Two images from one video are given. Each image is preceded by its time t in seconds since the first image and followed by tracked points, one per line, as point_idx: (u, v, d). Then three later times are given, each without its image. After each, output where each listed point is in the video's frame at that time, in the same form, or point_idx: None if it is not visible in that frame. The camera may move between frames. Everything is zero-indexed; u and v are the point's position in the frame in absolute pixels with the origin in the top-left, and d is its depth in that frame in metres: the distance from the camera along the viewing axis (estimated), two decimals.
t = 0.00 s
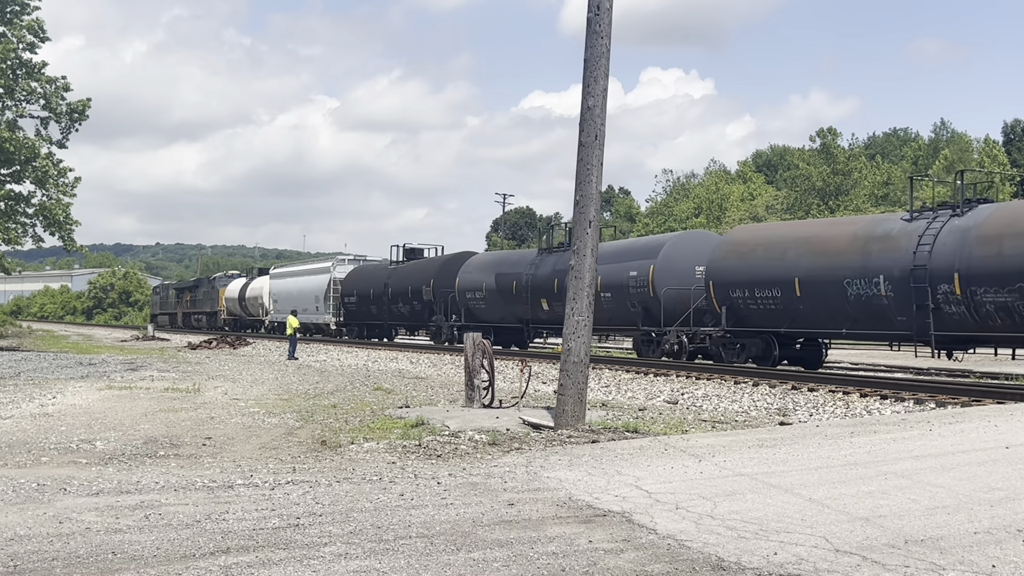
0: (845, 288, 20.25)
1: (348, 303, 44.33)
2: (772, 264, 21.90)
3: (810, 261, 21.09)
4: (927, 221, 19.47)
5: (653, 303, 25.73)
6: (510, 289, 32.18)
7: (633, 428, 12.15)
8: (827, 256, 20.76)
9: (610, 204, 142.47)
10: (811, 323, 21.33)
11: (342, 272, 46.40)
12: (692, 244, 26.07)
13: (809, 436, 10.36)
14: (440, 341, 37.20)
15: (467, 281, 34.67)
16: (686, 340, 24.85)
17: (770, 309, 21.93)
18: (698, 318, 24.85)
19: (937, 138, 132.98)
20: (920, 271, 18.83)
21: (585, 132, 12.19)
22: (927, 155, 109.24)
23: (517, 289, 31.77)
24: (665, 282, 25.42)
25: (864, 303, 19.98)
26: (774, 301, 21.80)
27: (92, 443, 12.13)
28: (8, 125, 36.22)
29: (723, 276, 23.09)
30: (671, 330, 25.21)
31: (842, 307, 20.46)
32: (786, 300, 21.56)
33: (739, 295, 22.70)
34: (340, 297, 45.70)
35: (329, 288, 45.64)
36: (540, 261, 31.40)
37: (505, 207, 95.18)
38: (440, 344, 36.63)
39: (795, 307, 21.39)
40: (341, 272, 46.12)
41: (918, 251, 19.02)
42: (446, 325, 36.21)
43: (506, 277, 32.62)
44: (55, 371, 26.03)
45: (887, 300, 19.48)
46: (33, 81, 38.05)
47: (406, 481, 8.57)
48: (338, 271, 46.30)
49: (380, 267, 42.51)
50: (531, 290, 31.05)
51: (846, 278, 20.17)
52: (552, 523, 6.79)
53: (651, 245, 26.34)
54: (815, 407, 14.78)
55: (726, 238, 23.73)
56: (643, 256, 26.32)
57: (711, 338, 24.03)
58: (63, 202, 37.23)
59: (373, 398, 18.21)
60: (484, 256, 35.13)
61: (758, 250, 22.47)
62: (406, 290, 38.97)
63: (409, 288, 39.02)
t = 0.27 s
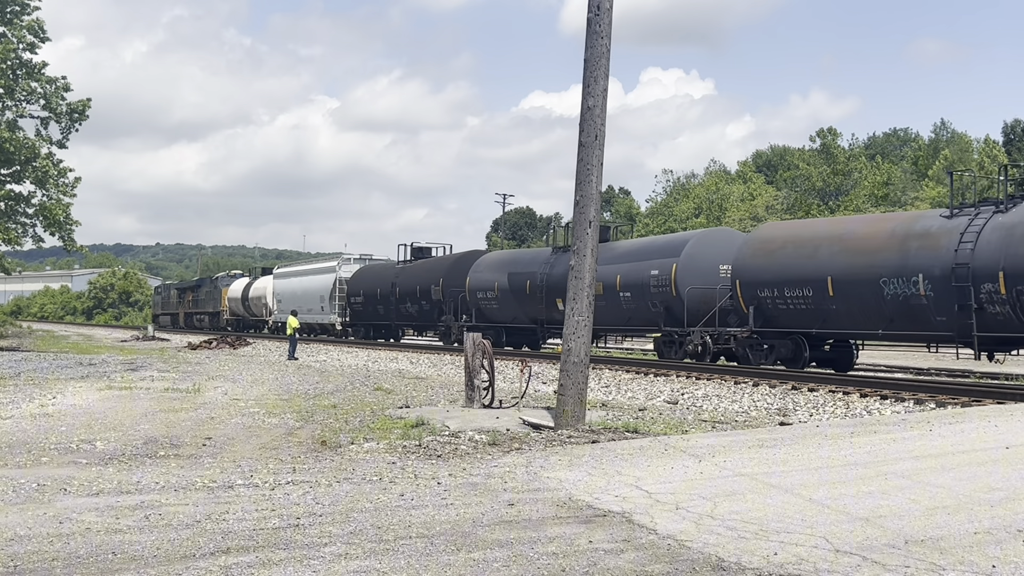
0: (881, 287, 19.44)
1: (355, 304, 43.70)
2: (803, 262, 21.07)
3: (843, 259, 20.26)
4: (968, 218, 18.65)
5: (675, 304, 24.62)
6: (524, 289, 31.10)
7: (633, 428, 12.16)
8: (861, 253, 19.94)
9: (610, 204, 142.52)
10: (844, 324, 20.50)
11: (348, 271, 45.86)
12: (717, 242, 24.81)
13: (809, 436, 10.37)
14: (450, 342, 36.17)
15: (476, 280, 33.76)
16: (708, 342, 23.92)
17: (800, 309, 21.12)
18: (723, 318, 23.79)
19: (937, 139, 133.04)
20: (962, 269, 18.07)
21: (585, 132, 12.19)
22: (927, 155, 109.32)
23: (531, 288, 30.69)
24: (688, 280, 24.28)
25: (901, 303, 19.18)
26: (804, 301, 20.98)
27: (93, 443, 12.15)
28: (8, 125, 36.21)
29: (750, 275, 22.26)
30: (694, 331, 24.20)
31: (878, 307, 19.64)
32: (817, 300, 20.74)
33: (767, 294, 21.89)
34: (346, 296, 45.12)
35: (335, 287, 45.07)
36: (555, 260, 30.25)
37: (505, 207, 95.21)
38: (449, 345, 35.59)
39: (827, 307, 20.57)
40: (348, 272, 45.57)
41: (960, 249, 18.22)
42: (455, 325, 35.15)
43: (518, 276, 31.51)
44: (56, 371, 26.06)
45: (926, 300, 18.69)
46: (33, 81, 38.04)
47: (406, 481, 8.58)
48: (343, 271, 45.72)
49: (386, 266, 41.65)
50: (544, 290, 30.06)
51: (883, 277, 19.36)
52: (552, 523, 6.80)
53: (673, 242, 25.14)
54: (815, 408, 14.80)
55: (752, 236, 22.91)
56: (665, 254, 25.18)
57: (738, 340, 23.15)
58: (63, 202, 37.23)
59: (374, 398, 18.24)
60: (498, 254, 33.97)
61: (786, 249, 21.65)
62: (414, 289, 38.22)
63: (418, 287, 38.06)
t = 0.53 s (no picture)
0: (920, 286, 18.67)
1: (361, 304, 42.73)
2: (837, 260, 20.34)
3: (879, 257, 19.52)
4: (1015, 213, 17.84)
5: (699, 302, 23.72)
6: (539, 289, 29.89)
7: (633, 428, 12.15)
8: (897, 251, 19.22)
9: (610, 204, 142.54)
10: (880, 324, 19.74)
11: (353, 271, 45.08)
12: (744, 240, 23.94)
13: (809, 436, 10.37)
14: (460, 343, 34.95)
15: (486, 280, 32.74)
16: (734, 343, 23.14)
17: (834, 309, 20.41)
18: (749, 319, 22.92)
19: (937, 139, 133.04)
20: (1007, 268, 17.28)
21: (586, 132, 12.19)
22: (927, 155, 109.28)
23: (545, 288, 29.52)
24: (712, 280, 23.34)
25: (942, 302, 18.40)
26: (838, 301, 20.27)
27: (93, 443, 12.15)
28: (8, 125, 36.20)
29: (781, 274, 21.64)
30: (720, 331, 23.33)
31: (916, 307, 18.86)
32: (851, 299, 20.02)
33: (799, 294, 21.19)
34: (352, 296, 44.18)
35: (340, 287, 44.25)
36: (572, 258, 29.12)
37: (505, 206, 95.21)
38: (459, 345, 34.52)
39: (862, 307, 19.84)
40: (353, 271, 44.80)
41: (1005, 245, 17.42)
42: (465, 325, 33.91)
43: (531, 276, 30.52)
44: (55, 371, 26.06)
45: (968, 300, 17.89)
46: (33, 81, 38.04)
47: (406, 481, 8.58)
48: (349, 270, 44.87)
49: (394, 266, 40.67)
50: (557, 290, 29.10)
51: (921, 275, 18.60)
52: (551, 523, 6.80)
53: (697, 240, 24.25)
54: (815, 408, 14.80)
55: (783, 233, 22.29)
56: (689, 253, 24.30)
57: (765, 340, 22.43)
58: (63, 202, 37.22)
59: (373, 398, 18.24)
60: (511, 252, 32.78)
61: (819, 247, 20.96)
62: (421, 289, 37.13)
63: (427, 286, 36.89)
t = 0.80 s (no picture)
0: (961, 286, 17.98)
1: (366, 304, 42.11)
2: (874, 259, 19.62)
3: (918, 255, 18.80)
4: None
5: (724, 302, 23.36)
6: (554, 288, 29.43)
7: (633, 428, 12.15)
8: (938, 250, 18.48)
9: (610, 204, 142.48)
10: (917, 325, 19.07)
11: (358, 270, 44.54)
12: (770, 237, 23.65)
13: (809, 436, 10.37)
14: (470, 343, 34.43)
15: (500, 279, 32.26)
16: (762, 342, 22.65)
17: (869, 309, 19.75)
18: (777, 318, 22.67)
19: (937, 138, 132.97)
20: None
21: (585, 132, 12.19)
22: (927, 155, 109.17)
23: (561, 287, 29.04)
24: (739, 278, 23.02)
25: (985, 302, 17.70)
26: (873, 301, 19.59)
27: (93, 443, 12.15)
28: (8, 125, 36.20)
29: (813, 273, 20.96)
30: (747, 331, 22.83)
31: (957, 307, 18.17)
32: (887, 299, 19.35)
33: (832, 293, 20.49)
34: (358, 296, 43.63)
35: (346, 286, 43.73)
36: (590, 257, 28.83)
37: (504, 206, 95.20)
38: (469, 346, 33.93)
39: (899, 307, 19.16)
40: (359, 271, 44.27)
41: None
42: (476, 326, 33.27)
43: (546, 275, 30.04)
44: (55, 371, 26.06)
45: (1014, 300, 17.19)
46: (33, 81, 38.05)
47: (406, 481, 8.58)
48: (355, 270, 44.35)
49: (403, 265, 40.14)
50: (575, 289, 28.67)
51: (964, 274, 17.89)
52: (551, 523, 6.80)
53: (723, 239, 23.89)
54: (815, 407, 14.79)
55: (814, 230, 21.53)
56: (713, 251, 23.97)
57: (794, 342, 21.84)
58: (63, 202, 37.22)
59: (373, 399, 18.23)
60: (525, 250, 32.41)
61: (853, 245, 20.24)
62: (430, 288, 36.50)
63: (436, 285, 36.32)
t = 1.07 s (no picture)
0: (1007, 285, 17.05)
1: (374, 304, 41.57)
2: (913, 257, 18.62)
3: (959, 254, 17.83)
4: None
5: (752, 302, 22.64)
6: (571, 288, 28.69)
7: (633, 428, 12.16)
8: (981, 248, 17.52)
9: (610, 204, 142.49)
10: (960, 326, 18.10)
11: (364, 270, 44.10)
12: (798, 235, 23.08)
13: (809, 436, 10.37)
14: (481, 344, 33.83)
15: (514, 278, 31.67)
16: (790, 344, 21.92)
17: (906, 310, 18.79)
18: (808, 318, 22.16)
19: (937, 138, 133.00)
20: None
21: (585, 132, 12.19)
22: (927, 155, 109.14)
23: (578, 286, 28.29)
24: (768, 277, 22.38)
25: None
26: (911, 301, 18.63)
27: (93, 443, 12.15)
28: (8, 125, 36.20)
29: (846, 273, 19.98)
30: (776, 331, 22.12)
31: (1002, 308, 17.24)
32: (926, 299, 18.38)
33: (867, 294, 19.51)
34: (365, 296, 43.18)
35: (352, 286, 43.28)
36: (608, 256, 28.14)
37: (504, 206, 95.24)
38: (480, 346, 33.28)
39: (939, 307, 18.20)
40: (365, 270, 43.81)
41: None
42: (489, 326, 32.66)
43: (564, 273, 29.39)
44: (55, 371, 26.06)
45: None
46: (33, 81, 38.05)
47: (406, 481, 8.59)
48: (361, 270, 43.89)
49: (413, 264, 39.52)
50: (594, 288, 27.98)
51: (1010, 273, 16.95)
52: (551, 523, 6.80)
53: (750, 236, 23.26)
54: (815, 408, 14.80)
55: (847, 227, 20.52)
56: (740, 249, 23.32)
57: (826, 343, 21.00)
58: (64, 202, 37.23)
59: (373, 398, 18.24)
60: (538, 249, 31.88)
61: (889, 243, 19.26)
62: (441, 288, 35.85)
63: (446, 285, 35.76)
